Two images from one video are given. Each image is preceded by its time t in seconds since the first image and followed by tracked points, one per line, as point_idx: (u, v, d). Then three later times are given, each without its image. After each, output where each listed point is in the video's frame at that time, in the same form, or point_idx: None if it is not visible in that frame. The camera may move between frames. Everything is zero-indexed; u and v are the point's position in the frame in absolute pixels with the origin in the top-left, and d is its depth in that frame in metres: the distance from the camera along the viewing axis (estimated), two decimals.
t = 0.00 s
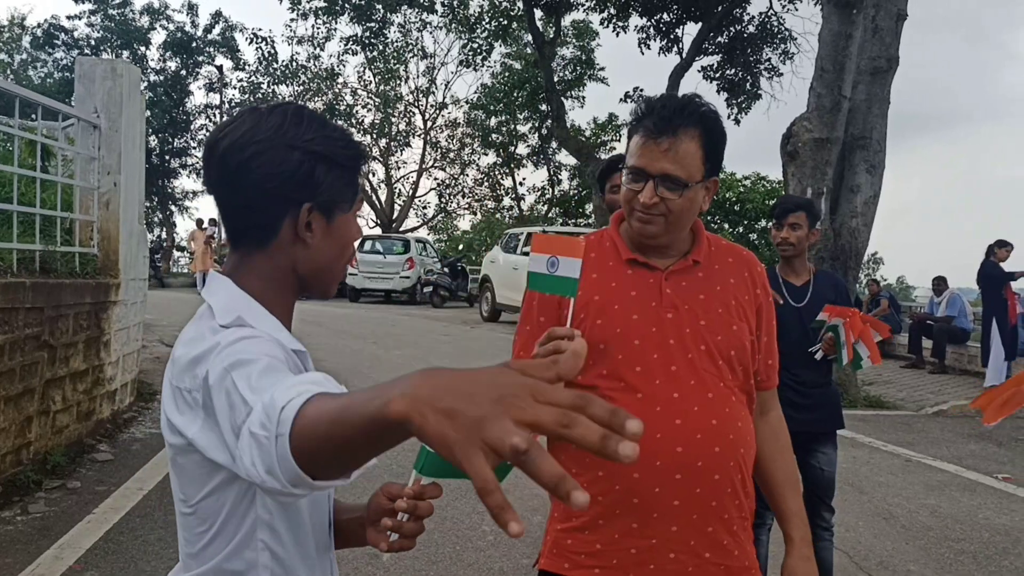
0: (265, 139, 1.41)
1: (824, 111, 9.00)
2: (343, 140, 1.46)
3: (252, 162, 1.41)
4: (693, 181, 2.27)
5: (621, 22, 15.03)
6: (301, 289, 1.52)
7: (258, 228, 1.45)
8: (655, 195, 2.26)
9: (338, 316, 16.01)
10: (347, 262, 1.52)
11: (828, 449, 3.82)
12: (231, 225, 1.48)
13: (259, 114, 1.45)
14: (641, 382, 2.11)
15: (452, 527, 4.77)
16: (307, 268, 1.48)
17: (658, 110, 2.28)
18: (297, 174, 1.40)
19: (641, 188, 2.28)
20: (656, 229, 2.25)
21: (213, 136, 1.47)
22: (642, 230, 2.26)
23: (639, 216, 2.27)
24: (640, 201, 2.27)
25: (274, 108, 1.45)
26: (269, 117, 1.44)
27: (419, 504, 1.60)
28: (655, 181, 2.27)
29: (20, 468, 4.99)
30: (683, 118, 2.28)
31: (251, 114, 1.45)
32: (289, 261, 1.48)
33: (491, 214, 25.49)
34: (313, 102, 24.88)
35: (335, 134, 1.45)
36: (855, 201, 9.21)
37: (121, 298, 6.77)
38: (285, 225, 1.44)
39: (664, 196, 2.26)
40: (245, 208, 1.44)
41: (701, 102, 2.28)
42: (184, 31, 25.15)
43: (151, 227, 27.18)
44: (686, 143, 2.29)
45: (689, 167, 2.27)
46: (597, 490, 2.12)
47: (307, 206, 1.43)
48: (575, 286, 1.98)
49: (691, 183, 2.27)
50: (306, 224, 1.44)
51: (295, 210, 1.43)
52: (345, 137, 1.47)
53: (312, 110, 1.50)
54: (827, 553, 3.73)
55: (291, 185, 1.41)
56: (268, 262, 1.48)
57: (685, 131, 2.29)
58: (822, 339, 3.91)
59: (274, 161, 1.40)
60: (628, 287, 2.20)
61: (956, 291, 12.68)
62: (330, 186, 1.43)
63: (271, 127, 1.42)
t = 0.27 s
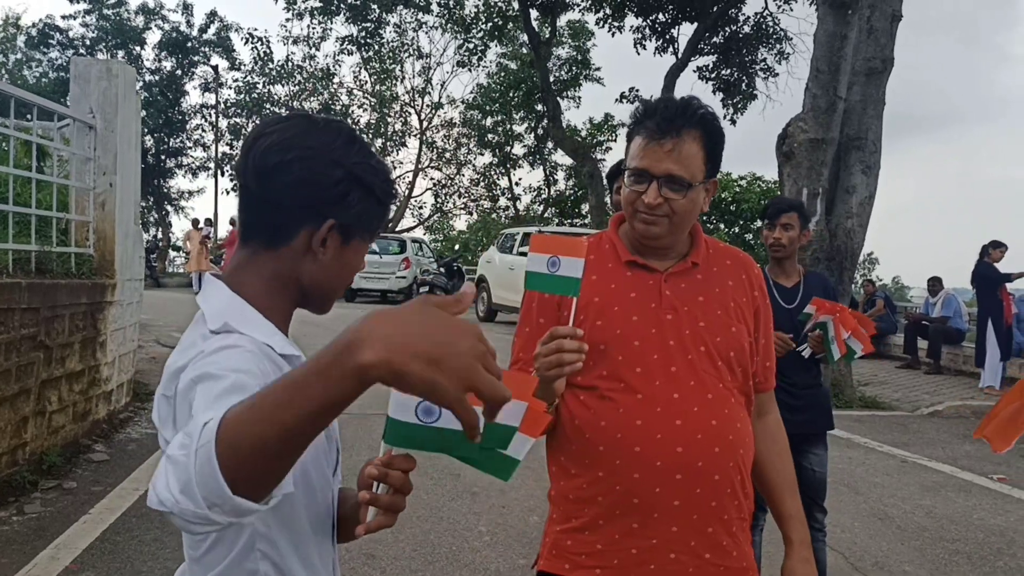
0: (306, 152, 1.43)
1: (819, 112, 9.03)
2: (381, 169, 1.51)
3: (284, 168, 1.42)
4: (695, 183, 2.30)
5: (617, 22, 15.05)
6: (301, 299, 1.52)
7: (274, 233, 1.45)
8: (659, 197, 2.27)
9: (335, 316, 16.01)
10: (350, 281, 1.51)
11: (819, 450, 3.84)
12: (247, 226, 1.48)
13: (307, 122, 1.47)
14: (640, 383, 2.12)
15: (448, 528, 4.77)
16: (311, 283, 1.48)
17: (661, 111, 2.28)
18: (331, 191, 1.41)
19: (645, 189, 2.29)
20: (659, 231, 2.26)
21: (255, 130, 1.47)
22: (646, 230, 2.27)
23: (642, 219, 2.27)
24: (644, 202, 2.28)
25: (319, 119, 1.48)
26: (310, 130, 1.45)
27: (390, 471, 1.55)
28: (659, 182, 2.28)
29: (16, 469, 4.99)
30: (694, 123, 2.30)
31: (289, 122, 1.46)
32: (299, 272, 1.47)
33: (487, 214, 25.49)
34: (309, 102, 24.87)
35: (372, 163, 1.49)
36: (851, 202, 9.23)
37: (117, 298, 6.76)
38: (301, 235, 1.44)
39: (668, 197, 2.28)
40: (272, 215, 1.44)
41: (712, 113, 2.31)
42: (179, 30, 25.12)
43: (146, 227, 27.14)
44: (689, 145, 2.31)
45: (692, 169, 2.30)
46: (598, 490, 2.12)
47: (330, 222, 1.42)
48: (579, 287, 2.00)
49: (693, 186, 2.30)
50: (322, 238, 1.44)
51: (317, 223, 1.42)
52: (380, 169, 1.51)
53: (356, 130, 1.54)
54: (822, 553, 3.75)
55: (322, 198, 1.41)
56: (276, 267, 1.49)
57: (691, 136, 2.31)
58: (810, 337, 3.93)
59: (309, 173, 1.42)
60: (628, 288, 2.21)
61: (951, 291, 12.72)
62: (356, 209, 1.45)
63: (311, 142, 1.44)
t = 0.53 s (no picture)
0: (299, 148, 1.45)
1: (816, 113, 9.05)
2: (375, 162, 1.54)
3: (282, 165, 1.44)
4: (696, 187, 2.31)
5: (614, 23, 15.07)
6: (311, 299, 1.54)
7: (276, 231, 1.47)
8: (660, 199, 2.28)
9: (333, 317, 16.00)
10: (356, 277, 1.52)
11: (815, 452, 3.85)
12: (248, 227, 1.50)
13: (300, 120, 1.50)
14: (640, 383, 2.13)
15: (446, 529, 4.77)
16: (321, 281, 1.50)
17: (663, 114, 2.30)
18: (326, 184, 1.45)
19: (645, 192, 2.29)
20: (660, 233, 2.27)
21: (244, 132, 1.49)
22: (646, 233, 2.27)
23: (643, 221, 2.28)
24: (646, 204, 2.28)
25: (312, 118, 1.51)
26: (304, 127, 1.49)
27: (396, 454, 1.55)
28: (660, 186, 2.29)
29: (14, 470, 4.97)
30: (691, 125, 2.31)
31: (283, 121, 1.49)
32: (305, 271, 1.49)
33: (484, 214, 25.49)
34: (306, 103, 24.88)
35: (367, 155, 1.52)
36: (847, 202, 9.25)
37: (115, 299, 6.76)
38: (303, 232, 1.47)
39: (669, 200, 2.28)
40: (269, 213, 1.46)
41: (709, 112, 2.32)
42: (176, 31, 25.10)
43: (143, 228, 27.11)
44: (692, 149, 2.32)
45: (694, 171, 2.30)
46: (599, 490, 2.13)
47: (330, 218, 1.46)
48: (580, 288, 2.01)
49: (695, 188, 2.30)
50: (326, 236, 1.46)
51: (317, 219, 1.46)
52: (374, 160, 1.54)
53: (350, 126, 1.57)
54: (820, 555, 3.76)
55: (317, 195, 1.44)
56: (282, 267, 1.49)
57: (689, 138, 2.32)
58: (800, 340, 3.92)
59: (310, 170, 1.44)
60: (628, 290, 2.21)
61: (948, 291, 12.74)
62: (355, 203, 1.48)
63: (305, 138, 1.46)
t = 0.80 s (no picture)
0: (286, 148, 1.49)
1: (812, 112, 9.05)
2: (363, 147, 1.57)
3: (274, 168, 1.48)
4: (693, 189, 2.29)
5: (611, 23, 15.07)
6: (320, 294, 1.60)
7: (277, 233, 1.52)
8: (655, 202, 2.27)
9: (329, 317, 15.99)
10: (363, 266, 1.60)
11: (808, 452, 3.85)
12: (248, 233, 1.55)
13: (280, 119, 1.52)
14: (636, 384, 2.12)
15: (440, 529, 4.77)
16: (329, 275, 1.56)
17: (660, 117, 2.28)
18: (317, 181, 1.49)
19: (641, 195, 2.29)
20: (657, 235, 2.26)
21: (230, 140, 1.53)
22: (641, 236, 2.26)
23: (640, 222, 2.27)
24: (641, 207, 2.28)
25: (295, 114, 1.53)
26: (288, 125, 1.51)
27: (408, 508, 1.63)
28: (655, 189, 2.28)
29: (9, 471, 4.96)
30: (688, 124, 2.30)
31: (268, 122, 1.52)
32: (310, 267, 1.55)
33: (480, 214, 25.48)
34: (302, 103, 24.85)
35: (354, 141, 1.55)
36: (844, 202, 9.25)
37: (110, 300, 6.74)
38: (303, 231, 1.52)
39: (664, 204, 2.27)
40: (267, 216, 1.51)
41: (705, 109, 2.30)
42: (173, 31, 25.07)
43: (139, 227, 27.09)
44: (689, 151, 2.31)
45: (691, 174, 2.29)
46: (594, 490, 2.12)
47: (327, 212, 1.52)
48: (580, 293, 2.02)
49: (690, 191, 2.29)
50: (324, 231, 1.52)
51: (315, 215, 1.51)
52: (362, 144, 1.57)
53: (332, 113, 1.59)
54: (813, 555, 3.77)
55: (311, 193, 1.49)
56: (289, 268, 1.55)
57: (686, 138, 2.31)
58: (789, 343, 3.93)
59: (297, 168, 1.48)
60: (625, 289, 2.20)
61: (944, 291, 12.75)
62: (348, 193, 1.53)
63: (292, 136, 1.50)
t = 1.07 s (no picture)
0: (288, 146, 1.50)
1: (810, 111, 9.06)
2: (365, 149, 1.59)
3: (277, 168, 1.49)
4: (689, 191, 2.29)
5: (609, 22, 15.08)
6: (316, 293, 1.61)
7: (280, 233, 1.53)
8: (651, 203, 2.27)
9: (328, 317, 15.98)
10: (362, 267, 1.63)
11: (807, 452, 3.85)
12: (249, 232, 1.55)
13: (282, 119, 1.53)
14: (631, 386, 2.13)
15: (439, 529, 4.77)
16: (328, 276, 1.58)
17: (658, 117, 2.28)
18: (320, 181, 1.51)
19: (637, 195, 2.29)
20: (651, 236, 2.26)
21: (230, 139, 1.53)
22: (637, 237, 2.27)
23: (634, 224, 2.27)
24: (637, 207, 2.28)
25: (295, 115, 1.54)
26: (291, 124, 1.52)
27: (399, 509, 1.71)
28: (651, 190, 2.28)
29: (8, 470, 4.97)
30: (684, 125, 2.29)
31: (270, 121, 1.52)
32: (313, 268, 1.57)
33: (479, 213, 25.48)
34: (300, 102, 24.84)
35: (355, 142, 1.57)
36: (842, 201, 9.25)
37: (109, 300, 6.73)
38: (306, 231, 1.54)
39: (660, 205, 2.27)
40: (268, 216, 1.52)
41: (702, 110, 2.31)
42: (171, 31, 25.05)
43: (137, 227, 27.07)
44: (684, 153, 2.30)
45: (686, 176, 2.28)
46: (588, 489, 2.13)
47: (329, 213, 1.54)
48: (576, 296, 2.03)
49: (687, 191, 2.29)
50: (327, 231, 1.55)
51: (317, 216, 1.53)
52: (363, 145, 1.59)
53: (333, 114, 1.61)
54: (812, 554, 3.78)
55: (313, 193, 1.51)
56: (291, 269, 1.56)
57: (683, 140, 2.30)
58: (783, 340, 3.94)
59: (299, 168, 1.50)
60: (619, 289, 2.20)
61: (942, 290, 12.76)
62: (350, 194, 1.56)
63: (294, 133, 1.51)
